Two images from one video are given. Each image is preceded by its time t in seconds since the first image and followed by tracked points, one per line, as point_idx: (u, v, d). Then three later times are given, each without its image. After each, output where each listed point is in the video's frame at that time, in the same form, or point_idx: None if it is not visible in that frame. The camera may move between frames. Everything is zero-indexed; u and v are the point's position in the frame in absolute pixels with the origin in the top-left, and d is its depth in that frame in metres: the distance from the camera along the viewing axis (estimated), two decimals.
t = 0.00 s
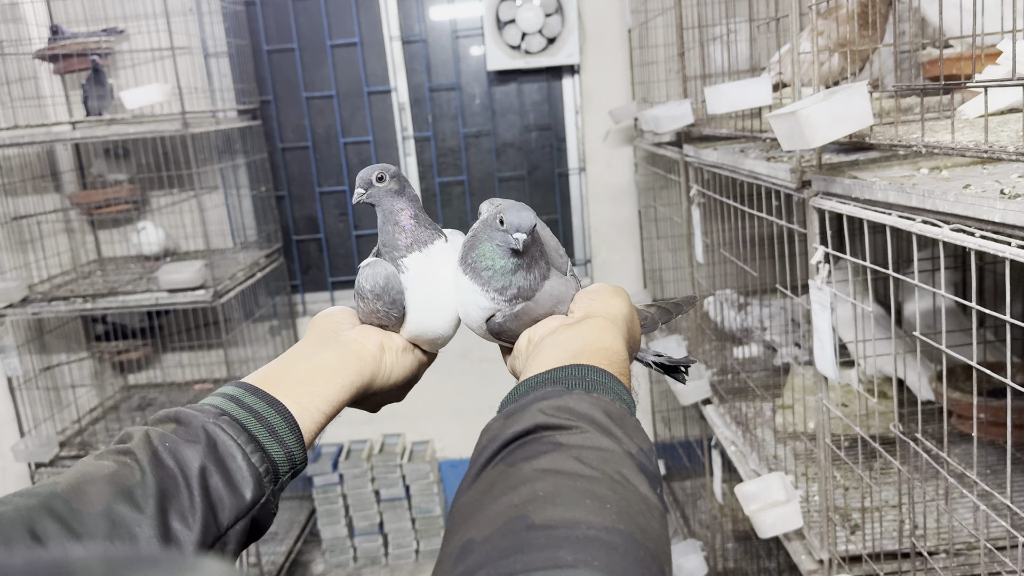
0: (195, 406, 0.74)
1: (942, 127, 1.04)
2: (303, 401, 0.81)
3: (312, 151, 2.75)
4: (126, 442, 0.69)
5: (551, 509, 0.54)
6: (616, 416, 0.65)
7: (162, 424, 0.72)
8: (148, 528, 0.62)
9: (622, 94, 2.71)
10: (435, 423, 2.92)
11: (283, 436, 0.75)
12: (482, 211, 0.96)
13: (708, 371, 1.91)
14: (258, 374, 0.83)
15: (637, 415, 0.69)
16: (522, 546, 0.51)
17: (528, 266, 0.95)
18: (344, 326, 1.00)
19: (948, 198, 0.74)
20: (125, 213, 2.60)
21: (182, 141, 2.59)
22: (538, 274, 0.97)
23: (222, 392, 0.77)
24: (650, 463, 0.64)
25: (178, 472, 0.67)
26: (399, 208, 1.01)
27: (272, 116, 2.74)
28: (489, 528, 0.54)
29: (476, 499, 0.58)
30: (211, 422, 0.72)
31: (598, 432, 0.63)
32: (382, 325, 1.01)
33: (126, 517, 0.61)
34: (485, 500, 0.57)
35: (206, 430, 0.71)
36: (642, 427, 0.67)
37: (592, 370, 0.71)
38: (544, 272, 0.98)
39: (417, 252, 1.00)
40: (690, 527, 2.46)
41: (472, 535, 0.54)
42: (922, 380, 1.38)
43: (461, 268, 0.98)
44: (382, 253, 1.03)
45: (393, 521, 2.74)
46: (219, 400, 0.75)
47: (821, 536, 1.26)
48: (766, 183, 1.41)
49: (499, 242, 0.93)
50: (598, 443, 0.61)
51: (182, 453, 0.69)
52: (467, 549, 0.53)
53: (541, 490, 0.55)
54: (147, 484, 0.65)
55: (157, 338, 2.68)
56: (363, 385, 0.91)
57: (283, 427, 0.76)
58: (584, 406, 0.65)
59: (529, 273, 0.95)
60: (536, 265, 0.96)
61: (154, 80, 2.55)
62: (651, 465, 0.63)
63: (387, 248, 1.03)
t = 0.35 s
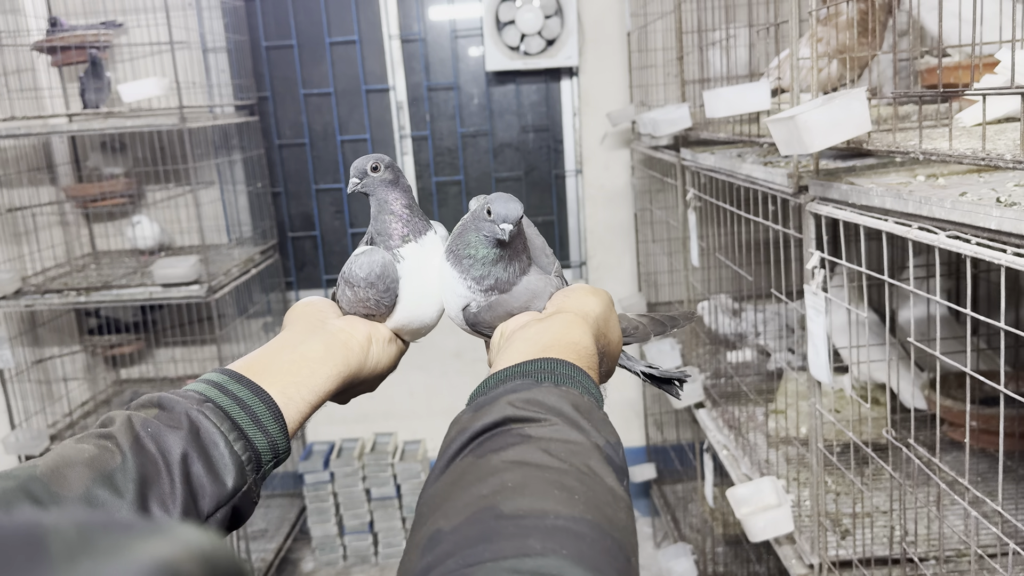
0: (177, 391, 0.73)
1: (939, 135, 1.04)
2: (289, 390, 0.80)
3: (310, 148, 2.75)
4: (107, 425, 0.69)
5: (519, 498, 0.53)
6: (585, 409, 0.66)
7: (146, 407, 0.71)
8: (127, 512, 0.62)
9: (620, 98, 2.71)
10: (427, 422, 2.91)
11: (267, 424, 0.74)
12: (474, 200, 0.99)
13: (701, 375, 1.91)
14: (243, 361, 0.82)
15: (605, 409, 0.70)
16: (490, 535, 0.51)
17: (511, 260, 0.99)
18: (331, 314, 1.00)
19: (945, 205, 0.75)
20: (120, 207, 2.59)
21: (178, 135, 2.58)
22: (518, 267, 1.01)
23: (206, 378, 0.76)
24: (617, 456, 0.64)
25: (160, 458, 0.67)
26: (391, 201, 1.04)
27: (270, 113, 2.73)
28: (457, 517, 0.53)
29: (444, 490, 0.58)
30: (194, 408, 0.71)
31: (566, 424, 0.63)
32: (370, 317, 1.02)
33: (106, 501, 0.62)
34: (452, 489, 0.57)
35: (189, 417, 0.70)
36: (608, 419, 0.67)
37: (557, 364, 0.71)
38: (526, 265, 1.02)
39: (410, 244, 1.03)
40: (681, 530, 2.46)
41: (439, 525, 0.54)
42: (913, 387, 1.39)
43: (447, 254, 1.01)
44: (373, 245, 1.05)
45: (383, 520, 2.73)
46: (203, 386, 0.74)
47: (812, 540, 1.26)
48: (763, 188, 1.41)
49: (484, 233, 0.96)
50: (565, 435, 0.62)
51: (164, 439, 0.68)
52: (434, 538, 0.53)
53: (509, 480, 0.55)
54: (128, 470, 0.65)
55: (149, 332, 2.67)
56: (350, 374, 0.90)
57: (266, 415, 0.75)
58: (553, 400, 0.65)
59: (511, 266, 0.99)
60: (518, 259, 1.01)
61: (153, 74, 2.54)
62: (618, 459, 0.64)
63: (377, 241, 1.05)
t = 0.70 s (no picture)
0: (170, 393, 0.68)
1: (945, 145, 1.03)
2: (287, 397, 0.75)
3: (309, 150, 2.74)
4: (96, 427, 0.61)
5: (512, 508, 0.53)
6: (580, 418, 0.64)
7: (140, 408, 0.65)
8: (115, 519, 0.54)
9: (621, 103, 2.71)
10: (423, 426, 2.90)
11: (265, 433, 0.69)
12: (481, 208, 0.99)
13: (700, 382, 1.90)
14: (240, 365, 0.77)
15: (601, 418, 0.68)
16: (481, 543, 0.50)
17: (515, 270, 0.99)
18: (328, 320, 0.95)
19: (955, 215, 0.74)
20: (118, 205, 2.58)
21: (178, 135, 2.58)
22: (520, 277, 1.00)
23: (201, 381, 0.71)
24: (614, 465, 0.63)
25: (152, 460, 0.60)
26: (406, 209, 1.04)
27: (270, 114, 2.72)
28: (450, 526, 0.52)
29: (435, 499, 0.57)
30: (188, 411, 0.65)
31: (562, 434, 0.61)
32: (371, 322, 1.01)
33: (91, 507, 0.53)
34: (444, 498, 0.56)
35: (183, 420, 0.65)
36: (606, 430, 0.66)
37: (551, 373, 0.70)
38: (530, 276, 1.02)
39: (420, 254, 1.03)
40: (677, 538, 2.45)
41: (430, 535, 0.53)
42: (915, 397, 1.39)
43: (451, 262, 1.01)
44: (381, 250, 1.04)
45: (377, 524, 2.71)
46: (198, 389, 0.69)
47: (813, 550, 1.25)
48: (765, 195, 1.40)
49: (489, 241, 0.96)
50: (561, 444, 0.60)
51: (157, 441, 0.62)
52: (425, 548, 0.52)
53: (502, 489, 0.54)
54: (117, 472, 0.57)
55: (146, 332, 2.66)
56: (350, 381, 0.85)
57: (263, 422, 0.70)
58: (547, 407, 0.64)
59: (515, 276, 0.99)
60: (522, 270, 1.00)
61: (153, 73, 2.53)
62: (614, 468, 0.62)
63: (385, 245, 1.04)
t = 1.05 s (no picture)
0: (137, 397, 0.62)
1: (945, 149, 1.02)
2: (263, 404, 0.70)
3: (304, 151, 2.72)
4: (61, 432, 0.58)
5: (472, 521, 0.49)
6: (545, 426, 0.61)
7: (105, 412, 0.61)
8: (73, 529, 0.52)
9: (618, 106, 2.70)
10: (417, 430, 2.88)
11: (237, 443, 0.64)
12: (467, 206, 0.99)
13: (697, 388, 1.89)
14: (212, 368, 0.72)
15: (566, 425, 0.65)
16: (438, 560, 0.46)
17: (496, 272, 1.00)
18: (308, 322, 0.89)
19: (955, 222, 0.73)
20: (111, 206, 2.56)
21: (172, 135, 2.56)
22: (500, 277, 1.01)
23: (171, 384, 0.65)
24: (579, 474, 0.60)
25: (113, 470, 0.56)
26: (395, 211, 1.06)
27: (264, 114, 2.71)
28: (405, 541, 0.49)
29: (393, 511, 0.53)
30: (156, 418, 0.60)
31: (526, 443, 0.58)
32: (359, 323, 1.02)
33: (50, 516, 0.52)
34: (401, 510, 0.53)
35: (149, 427, 0.60)
36: (570, 436, 0.63)
37: (516, 378, 0.67)
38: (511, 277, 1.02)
39: (408, 256, 1.05)
40: (672, 543, 2.43)
41: (385, 550, 0.49)
42: (912, 404, 1.38)
43: (432, 256, 1.02)
44: (368, 251, 1.05)
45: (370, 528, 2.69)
46: (168, 393, 0.64)
47: (810, 558, 1.23)
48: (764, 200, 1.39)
49: (472, 241, 0.96)
50: (524, 454, 0.57)
51: (120, 449, 0.57)
52: (380, 564, 0.48)
53: (462, 501, 0.51)
54: (77, 480, 0.54)
55: (138, 333, 2.63)
56: (329, 390, 0.80)
57: (234, 428, 0.65)
58: (511, 415, 0.60)
59: (495, 277, 0.99)
60: (503, 271, 1.01)
61: (147, 73, 2.52)
62: (579, 477, 0.59)
63: (372, 246, 1.06)
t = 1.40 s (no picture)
0: (95, 398, 0.61)
1: (937, 150, 1.02)
2: (226, 405, 0.67)
3: (295, 149, 2.71)
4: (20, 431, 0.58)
5: (414, 524, 0.48)
6: (490, 419, 0.59)
7: (64, 411, 0.60)
8: (24, 533, 0.52)
9: (610, 106, 2.70)
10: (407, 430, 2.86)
11: (197, 448, 0.62)
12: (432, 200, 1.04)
13: (688, 388, 1.89)
14: (173, 367, 0.68)
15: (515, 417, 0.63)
16: (377, 565, 0.45)
17: (460, 260, 1.03)
18: (276, 320, 0.84)
19: (950, 224, 0.73)
20: (100, 204, 2.54)
21: (162, 133, 2.54)
22: (461, 269, 1.04)
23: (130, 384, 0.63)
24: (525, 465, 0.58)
25: (67, 473, 0.55)
26: (373, 209, 1.07)
27: (255, 112, 2.69)
28: (345, 544, 0.48)
29: (335, 512, 0.52)
30: (114, 419, 0.59)
31: (471, 441, 0.56)
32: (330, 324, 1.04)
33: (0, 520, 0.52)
34: (342, 512, 0.52)
35: (106, 429, 0.58)
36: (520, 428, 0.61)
37: (462, 368, 0.64)
38: (477, 264, 1.05)
39: (387, 253, 1.07)
40: (663, 544, 2.43)
41: (325, 553, 0.48)
42: (903, 406, 1.38)
43: (394, 245, 1.06)
44: (347, 251, 1.06)
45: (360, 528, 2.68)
46: (128, 392, 0.62)
47: (801, 560, 1.23)
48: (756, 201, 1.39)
49: (430, 231, 1.00)
50: (468, 451, 0.55)
51: (76, 451, 0.56)
52: (318, 568, 0.47)
53: (404, 503, 0.50)
54: (30, 483, 0.54)
55: (127, 332, 2.61)
56: (297, 389, 0.77)
57: (194, 432, 0.62)
58: (456, 409, 0.58)
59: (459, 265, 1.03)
60: (468, 258, 1.04)
61: (136, 70, 2.49)
62: (526, 470, 0.58)
63: (350, 246, 1.06)
